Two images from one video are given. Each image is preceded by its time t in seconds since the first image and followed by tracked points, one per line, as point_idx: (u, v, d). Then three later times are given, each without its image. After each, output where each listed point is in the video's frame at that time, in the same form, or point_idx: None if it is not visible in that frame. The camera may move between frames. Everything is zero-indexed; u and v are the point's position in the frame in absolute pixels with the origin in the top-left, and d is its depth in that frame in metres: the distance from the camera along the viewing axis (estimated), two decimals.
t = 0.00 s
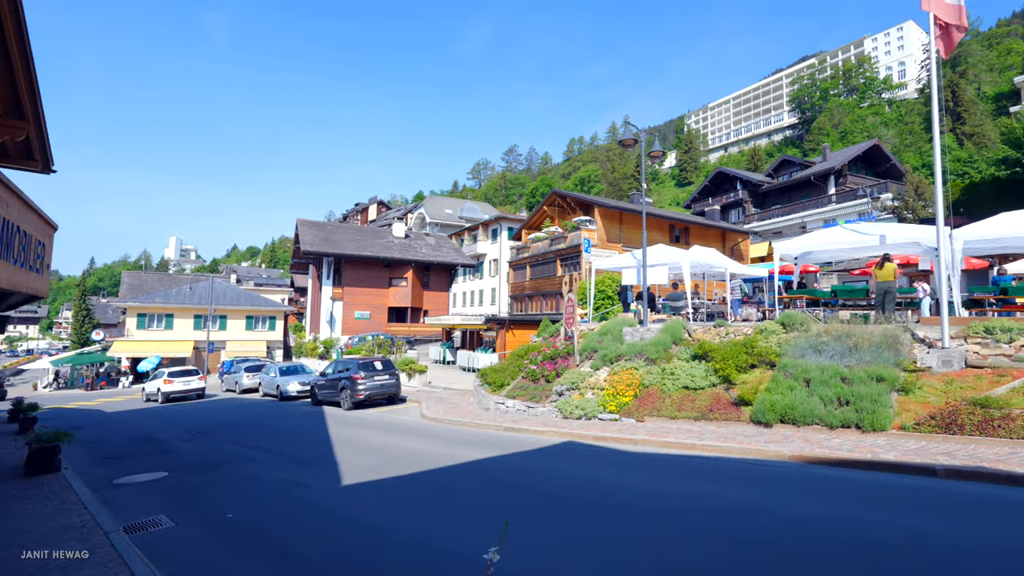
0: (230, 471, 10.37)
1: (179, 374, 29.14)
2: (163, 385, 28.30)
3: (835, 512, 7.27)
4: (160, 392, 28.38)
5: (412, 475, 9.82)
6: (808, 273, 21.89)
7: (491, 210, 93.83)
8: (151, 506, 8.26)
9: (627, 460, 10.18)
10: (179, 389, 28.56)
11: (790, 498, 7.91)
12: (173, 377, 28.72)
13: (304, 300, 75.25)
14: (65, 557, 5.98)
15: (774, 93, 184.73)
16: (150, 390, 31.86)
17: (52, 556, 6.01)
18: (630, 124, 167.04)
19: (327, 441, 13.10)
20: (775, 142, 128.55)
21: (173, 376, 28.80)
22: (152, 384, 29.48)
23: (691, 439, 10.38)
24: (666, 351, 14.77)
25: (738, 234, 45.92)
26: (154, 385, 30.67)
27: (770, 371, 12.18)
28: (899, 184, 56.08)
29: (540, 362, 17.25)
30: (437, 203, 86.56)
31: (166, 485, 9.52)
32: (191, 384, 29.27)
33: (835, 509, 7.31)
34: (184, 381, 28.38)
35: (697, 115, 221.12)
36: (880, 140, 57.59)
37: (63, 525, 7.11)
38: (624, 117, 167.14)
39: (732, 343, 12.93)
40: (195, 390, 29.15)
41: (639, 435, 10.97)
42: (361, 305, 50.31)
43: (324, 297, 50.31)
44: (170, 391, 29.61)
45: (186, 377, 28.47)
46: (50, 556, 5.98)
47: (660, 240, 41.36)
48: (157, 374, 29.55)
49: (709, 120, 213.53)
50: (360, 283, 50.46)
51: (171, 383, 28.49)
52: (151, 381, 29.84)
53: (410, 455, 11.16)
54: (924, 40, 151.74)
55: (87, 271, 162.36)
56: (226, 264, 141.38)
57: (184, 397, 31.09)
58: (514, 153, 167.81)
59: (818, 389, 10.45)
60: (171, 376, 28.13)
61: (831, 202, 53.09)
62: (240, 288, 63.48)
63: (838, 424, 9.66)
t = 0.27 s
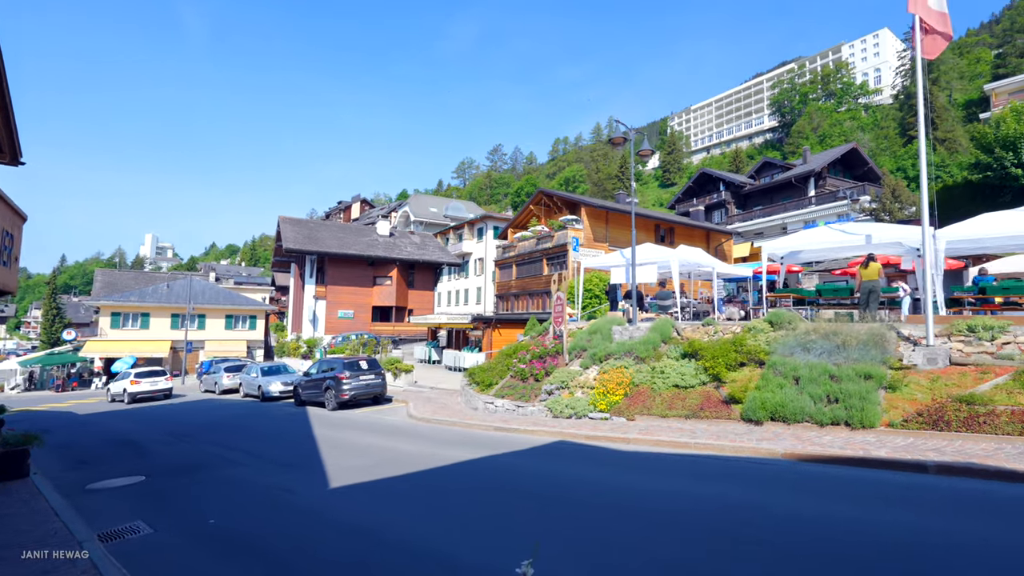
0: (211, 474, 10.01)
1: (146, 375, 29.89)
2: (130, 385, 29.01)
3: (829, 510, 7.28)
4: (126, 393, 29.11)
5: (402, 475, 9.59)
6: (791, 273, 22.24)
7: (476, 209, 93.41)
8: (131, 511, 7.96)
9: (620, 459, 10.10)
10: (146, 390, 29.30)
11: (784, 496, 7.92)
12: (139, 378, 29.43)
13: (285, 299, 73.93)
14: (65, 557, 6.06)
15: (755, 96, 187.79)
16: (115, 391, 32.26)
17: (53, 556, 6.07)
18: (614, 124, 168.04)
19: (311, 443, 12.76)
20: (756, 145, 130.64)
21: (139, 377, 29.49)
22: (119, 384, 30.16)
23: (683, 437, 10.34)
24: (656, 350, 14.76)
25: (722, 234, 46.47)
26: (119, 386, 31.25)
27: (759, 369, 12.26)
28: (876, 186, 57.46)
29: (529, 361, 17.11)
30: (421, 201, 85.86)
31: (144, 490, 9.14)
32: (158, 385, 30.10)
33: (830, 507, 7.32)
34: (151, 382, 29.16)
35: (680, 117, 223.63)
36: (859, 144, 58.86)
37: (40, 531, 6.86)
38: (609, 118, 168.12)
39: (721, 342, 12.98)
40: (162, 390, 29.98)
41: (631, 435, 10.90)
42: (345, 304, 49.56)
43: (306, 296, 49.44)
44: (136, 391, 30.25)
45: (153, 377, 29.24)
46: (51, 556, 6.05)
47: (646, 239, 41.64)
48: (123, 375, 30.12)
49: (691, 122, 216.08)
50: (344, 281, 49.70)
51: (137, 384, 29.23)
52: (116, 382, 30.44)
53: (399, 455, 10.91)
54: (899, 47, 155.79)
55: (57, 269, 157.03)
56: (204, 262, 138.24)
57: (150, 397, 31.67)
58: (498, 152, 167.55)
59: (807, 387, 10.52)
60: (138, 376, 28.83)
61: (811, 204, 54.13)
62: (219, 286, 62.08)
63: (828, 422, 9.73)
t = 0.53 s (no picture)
0: (193, 480, 9.69)
1: (111, 377, 30.20)
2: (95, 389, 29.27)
3: (822, 509, 7.32)
4: (92, 396, 29.41)
5: (392, 479, 9.37)
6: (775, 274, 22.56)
7: (461, 209, 92.98)
8: (108, 520, 7.65)
9: (612, 461, 10.03)
10: (112, 392, 29.66)
11: (776, 496, 7.93)
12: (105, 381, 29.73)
13: (266, 299, 72.61)
14: (65, 557, 6.34)
15: (737, 101, 191.00)
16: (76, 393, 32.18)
17: (52, 556, 6.36)
18: (599, 127, 169.08)
19: (296, 447, 12.43)
20: (738, 149, 132.70)
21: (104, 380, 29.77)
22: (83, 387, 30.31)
23: (676, 438, 10.32)
24: (645, 351, 14.76)
25: (706, 236, 47.00)
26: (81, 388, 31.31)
27: (748, 370, 12.33)
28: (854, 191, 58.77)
29: (518, 362, 16.97)
30: (406, 201, 85.08)
31: (121, 497, 8.80)
32: (123, 388, 30.56)
33: (823, 507, 7.35)
34: (117, 385, 29.59)
35: (663, 121, 226.11)
36: (837, 149, 60.16)
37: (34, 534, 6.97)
38: (593, 120, 169.04)
39: (711, 343, 13.04)
40: (128, 392, 30.50)
41: (623, 436, 10.84)
42: (328, 304, 48.78)
43: (288, 296, 48.57)
44: (100, 394, 30.48)
45: (120, 380, 29.69)
46: (49, 556, 6.35)
47: (631, 241, 41.89)
48: (86, 377, 30.20)
49: (674, 125, 218.66)
50: (327, 282, 48.93)
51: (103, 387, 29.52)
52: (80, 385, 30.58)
53: (388, 459, 10.67)
54: (874, 55, 160.00)
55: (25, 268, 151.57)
56: (182, 262, 135.03)
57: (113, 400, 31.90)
58: (483, 153, 167.19)
59: (797, 387, 10.59)
60: (105, 380, 29.13)
61: (792, 207, 55.07)
62: (198, 286, 60.64)
63: (818, 422, 9.80)
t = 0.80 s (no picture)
0: (175, 484, 9.38)
1: (74, 379, 29.67)
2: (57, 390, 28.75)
3: (814, 507, 7.39)
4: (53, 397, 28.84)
5: (383, 481, 9.19)
6: (760, 275, 22.87)
7: (446, 209, 92.46)
8: (88, 526, 7.37)
9: (606, 461, 9.98)
10: (74, 393, 29.15)
11: (770, 494, 7.97)
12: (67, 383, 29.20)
13: (246, 299, 71.18)
14: (64, 556, 6.36)
15: (719, 105, 193.89)
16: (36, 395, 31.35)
17: (51, 556, 6.41)
18: (583, 128, 169.89)
19: (281, 449, 12.13)
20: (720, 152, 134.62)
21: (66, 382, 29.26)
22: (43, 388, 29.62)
23: (668, 437, 10.31)
24: (635, 351, 14.78)
25: (690, 237, 47.48)
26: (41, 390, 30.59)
27: (738, 370, 12.42)
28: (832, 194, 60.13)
29: (507, 362, 16.85)
30: (391, 200, 84.20)
31: (99, 503, 8.46)
32: (86, 389, 30.07)
33: (815, 505, 7.41)
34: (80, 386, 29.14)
35: (646, 123, 228.40)
36: (817, 153, 61.37)
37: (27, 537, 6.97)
38: (578, 122, 169.93)
39: (701, 342, 13.12)
40: (91, 394, 30.06)
41: (616, 436, 10.80)
42: (311, 304, 48.03)
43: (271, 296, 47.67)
44: (61, 395, 29.83)
45: (83, 382, 29.25)
46: (48, 556, 6.40)
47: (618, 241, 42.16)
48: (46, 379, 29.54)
49: (657, 128, 221.07)
50: (311, 281, 48.20)
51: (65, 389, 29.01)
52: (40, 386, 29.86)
53: (378, 460, 10.46)
54: (851, 63, 164.16)
55: None
56: (158, 260, 131.54)
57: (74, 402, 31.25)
58: (468, 153, 166.69)
59: (786, 386, 10.70)
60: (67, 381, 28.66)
61: (773, 209, 56.05)
62: (175, 285, 59.12)
63: (808, 420, 9.91)
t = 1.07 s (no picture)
0: (156, 488, 9.06)
1: (28, 380, 28.62)
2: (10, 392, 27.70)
3: (807, 505, 7.46)
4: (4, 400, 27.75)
5: (374, 483, 9.00)
6: (744, 275, 23.19)
7: (430, 208, 91.78)
8: (68, 533, 7.08)
9: (598, 460, 9.94)
10: (27, 396, 28.09)
11: (764, 493, 8.01)
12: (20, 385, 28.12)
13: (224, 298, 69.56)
14: (64, 556, 6.29)
15: (700, 108, 196.69)
16: None
17: (51, 556, 6.34)
18: (567, 128, 170.52)
19: (266, 452, 11.82)
20: (701, 154, 136.58)
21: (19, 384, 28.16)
22: None
23: (660, 437, 10.33)
24: (624, 350, 14.82)
25: (673, 237, 48.01)
26: None
27: (727, 369, 12.54)
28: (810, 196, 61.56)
29: (495, 362, 16.72)
30: (374, 198, 83.25)
31: (77, 509, 8.12)
32: (42, 391, 29.00)
33: (808, 503, 7.48)
34: (34, 388, 28.15)
35: (628, 125, 230.39)
36: (796, 156, 62.66)
37: (21, 539, 6.88)
38: (561, 122, 170.43)
39: (690, 342, 13.21)
40: (46, 396, 29.01)
41: (608, 436, 10.77)
42: (293, 303, 47.15)
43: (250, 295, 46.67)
44: (16, 397, 28.73)
45: (37, 383, 28.22)
46: (49, 555, 6.34)
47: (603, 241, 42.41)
48: None
49: (639, 130, 223.17)
50: (292, 280, 47.33)
51: (19, 390, 27.96)
52: None
53: (367, 462, 10.24)
54: (827, 70, 168.34)
55: None
56: (129, 258, 127.54)
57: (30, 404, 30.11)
58: (452, 152, 165.87)
59: (775, 385, 10.82)
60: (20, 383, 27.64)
61: (753, 210, 57.06)
62: (150, 284, 57.42)
63: (797, 419, 10.04)
